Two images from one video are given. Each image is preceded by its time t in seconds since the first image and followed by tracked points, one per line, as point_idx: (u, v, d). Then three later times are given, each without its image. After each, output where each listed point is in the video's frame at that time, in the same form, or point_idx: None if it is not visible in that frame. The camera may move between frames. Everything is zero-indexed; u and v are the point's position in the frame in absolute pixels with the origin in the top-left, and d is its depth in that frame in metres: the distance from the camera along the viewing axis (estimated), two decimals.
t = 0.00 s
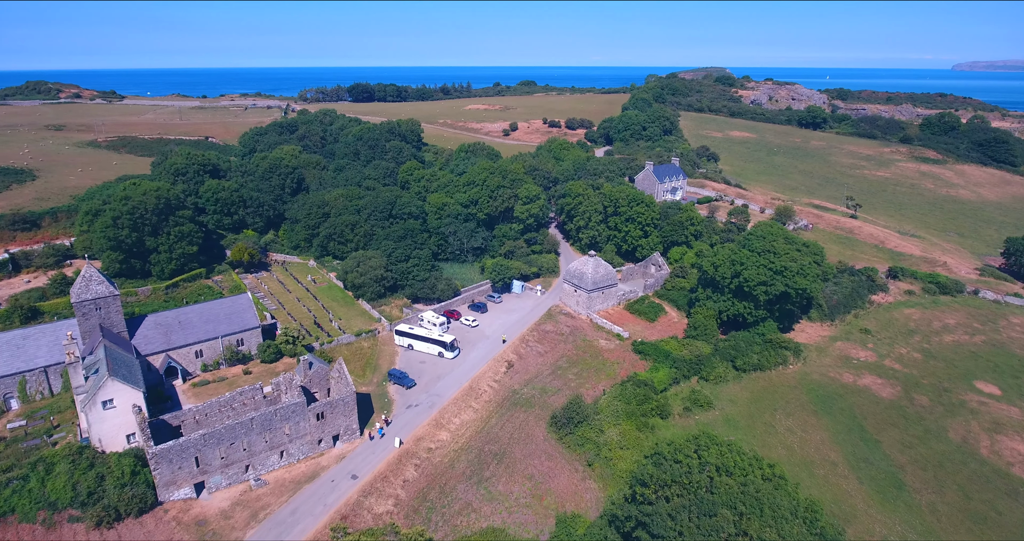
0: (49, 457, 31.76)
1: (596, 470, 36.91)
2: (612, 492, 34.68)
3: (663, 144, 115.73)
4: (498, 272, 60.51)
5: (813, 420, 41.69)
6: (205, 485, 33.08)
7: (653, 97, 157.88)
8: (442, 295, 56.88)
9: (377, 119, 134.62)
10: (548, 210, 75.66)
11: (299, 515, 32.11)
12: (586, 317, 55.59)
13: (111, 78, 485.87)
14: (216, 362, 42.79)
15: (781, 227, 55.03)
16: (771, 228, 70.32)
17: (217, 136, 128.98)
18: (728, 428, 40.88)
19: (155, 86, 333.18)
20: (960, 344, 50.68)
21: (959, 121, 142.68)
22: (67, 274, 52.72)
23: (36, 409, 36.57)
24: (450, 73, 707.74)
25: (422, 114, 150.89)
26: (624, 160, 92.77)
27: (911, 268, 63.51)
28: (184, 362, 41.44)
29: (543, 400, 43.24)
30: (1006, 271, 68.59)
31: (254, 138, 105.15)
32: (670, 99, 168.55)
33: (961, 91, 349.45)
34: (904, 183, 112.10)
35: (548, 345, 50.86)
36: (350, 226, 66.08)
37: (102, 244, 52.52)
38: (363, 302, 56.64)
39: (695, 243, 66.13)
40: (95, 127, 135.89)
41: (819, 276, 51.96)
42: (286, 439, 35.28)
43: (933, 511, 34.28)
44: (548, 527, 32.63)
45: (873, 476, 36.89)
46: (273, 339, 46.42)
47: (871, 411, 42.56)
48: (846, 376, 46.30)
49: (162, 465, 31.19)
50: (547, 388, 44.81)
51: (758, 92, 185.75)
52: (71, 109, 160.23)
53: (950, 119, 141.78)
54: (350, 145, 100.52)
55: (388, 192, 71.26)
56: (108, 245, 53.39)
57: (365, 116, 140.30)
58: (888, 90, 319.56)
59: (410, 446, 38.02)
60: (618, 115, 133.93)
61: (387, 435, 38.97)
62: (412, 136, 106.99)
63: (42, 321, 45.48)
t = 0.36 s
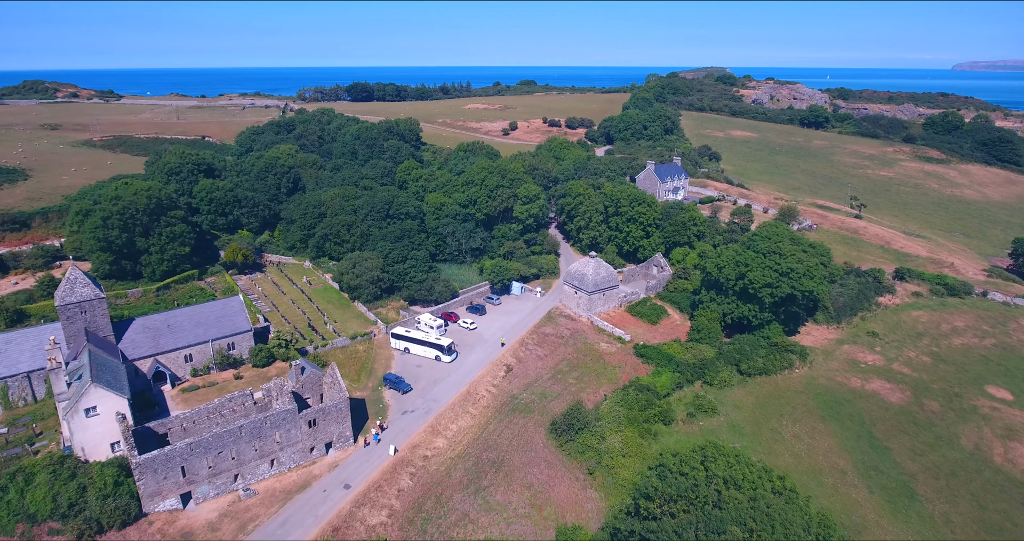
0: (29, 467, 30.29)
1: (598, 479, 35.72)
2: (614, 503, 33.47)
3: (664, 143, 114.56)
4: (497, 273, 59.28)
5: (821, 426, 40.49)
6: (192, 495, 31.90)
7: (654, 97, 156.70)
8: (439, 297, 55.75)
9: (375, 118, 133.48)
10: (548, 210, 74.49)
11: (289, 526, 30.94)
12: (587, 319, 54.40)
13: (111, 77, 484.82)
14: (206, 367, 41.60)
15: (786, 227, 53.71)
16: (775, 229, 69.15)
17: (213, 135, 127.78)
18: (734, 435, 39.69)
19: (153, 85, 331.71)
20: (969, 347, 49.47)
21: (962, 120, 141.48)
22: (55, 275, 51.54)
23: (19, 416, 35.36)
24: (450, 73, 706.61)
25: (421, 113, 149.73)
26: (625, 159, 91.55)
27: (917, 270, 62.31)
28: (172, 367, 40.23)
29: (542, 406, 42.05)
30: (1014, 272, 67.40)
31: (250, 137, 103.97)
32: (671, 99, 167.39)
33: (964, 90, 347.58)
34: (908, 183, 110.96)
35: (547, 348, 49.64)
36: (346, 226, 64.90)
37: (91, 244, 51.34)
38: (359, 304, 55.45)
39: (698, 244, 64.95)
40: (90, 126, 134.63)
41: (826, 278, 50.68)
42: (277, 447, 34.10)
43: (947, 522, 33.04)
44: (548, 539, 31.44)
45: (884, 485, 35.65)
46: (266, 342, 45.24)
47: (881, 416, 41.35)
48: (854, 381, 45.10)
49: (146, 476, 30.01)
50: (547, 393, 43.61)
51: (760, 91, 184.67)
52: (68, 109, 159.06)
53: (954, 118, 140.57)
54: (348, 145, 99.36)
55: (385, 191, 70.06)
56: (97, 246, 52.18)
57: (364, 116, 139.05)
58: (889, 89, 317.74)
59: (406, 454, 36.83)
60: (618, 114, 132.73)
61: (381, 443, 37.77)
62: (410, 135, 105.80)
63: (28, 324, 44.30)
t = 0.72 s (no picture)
0: None
1: (596, 489, 34.39)
2: (613, 515, 32.16)
3: (662, 143, 113.39)
4: (492, 275, 57.91)
5: (826, 433, 39.27)
6: (172, 510, 30.52)
7: (651, 95, 155.60)
8: (433, 300, 54.46)
9: (370, 117, 131.98)
10: (544, 211, 73.18)
11: None
12: (584, 322, 53.10)
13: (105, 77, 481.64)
14: (190, 373, 40.16)
15: (788, 227, 52.42)
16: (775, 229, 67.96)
17: (206, 135, 126.08)
18: (736, 442, 38.44)
19: (147, 85, 329.18)
20: (975, 350, 48.30)
21: (961, 119, 140.66)
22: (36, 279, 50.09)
23: None
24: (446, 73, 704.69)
25: (416, 113, 148.28)
26: (622, 158, 90.32)
27: (921, 270, 61.16)
28: (155, 374, 38.79)
29: (538, 412, 40.74)
30: (1018, 272, 66.35)
31: (242, 136, 102.36)
32: (668, 97, 166.24)
33: (962, 90, 347.03)
34: (907, 182, 110.02)
35: (544, 352, 48.30)
36: (338, 227, 63.51)
37: (73, 246, 49.77)
38: (350, 308, 54.04)
39: (697, 244, 63.70)
40: (81, 126, 132.74)
41: (830, 279, 49.38)
42: (261, 458, 32.73)
43: (959, 533, 31.77)
44: None
45: (892, 494, 34.34)
46: (253, 348, 43.81)
47: (887, 422, 40.14)
48: (858, 385, 43.88)
49: (122, 490, 28.61)
50: (543, 399, 42.29)
51: (757, 90, 183.63)
52: (59, 108, 157.19)
53: (952, 117, 139.77)
54: (341, 144, 97.89)
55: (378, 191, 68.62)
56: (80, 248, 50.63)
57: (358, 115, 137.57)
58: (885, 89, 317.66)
59: (396, 464, 35.45)
60: (615, 114, 131.48)
61: (371, 452, 36.40)
62: (405, 134, 104.35)
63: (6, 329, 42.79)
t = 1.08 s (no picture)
0: None
1: (595, 501, 33.07)
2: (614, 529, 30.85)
3: (660, 142, 112.17)
4: (488, 277, 56.58)
5: (832, 441, 38.02)
6: (151, 526, 29.05)
7: (649, 95, 154.45)
8: (427, 303, 53.12)
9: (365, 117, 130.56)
10: (541, 211, 71.85)
11: None
12: (582, 325, 51.80)
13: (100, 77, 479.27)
14: (174, 381, 38.74)
15: (792, 228, 51.18)
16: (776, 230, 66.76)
17: (198, 134, 124.47)
18: (740, 451, 37.17)
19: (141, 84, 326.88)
20: (984, 354, 47.08)
21: (960, 118, 139.83)
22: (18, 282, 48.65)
23: None
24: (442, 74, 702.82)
25: (412, 112, 146.84)
26: (620, 158, 89.06)
27: (925, 272, 60.00)
28: (137, 382, 37.38)
29: (535, 420, 39.38)
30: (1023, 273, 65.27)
31: (235, 136, 100.82)
32: (666, 97, 165.10)
33: (959, 91, 346.86)
34: (907, 182, 109.06)
35: (541, 357, 46.93)
36: (331, 228, 62.12)
37: (56, 249, 48.25)
38: (343, 311, 52.62)
39: (698, 246, 62.43)
40: (72, 126, 131.03)
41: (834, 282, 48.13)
42: (246, 470, 31.33)
43: None
44: None
45: (902, 505, 33.07)
46: (240, 353, 42.36)
47: (895, 430, 38.91)
48: (865, 391, 42.64)
49: (98, 506, 27.09)
50: (541, 405, 40.96)
51: (755, 90, 182.53)
52: (50, 108, 155.33)
53: (952, 116, 138.94)
54: (335, 143, 96.44)
55: (372, 191, 67.22)
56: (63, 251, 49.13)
57: (354, 114, 136.21)
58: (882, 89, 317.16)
59: (388, 476, 34.07)
60: (613, 113, 130.34)
61: (362, 463, 35.00)
62: (400, 134, 102.96)
63: None
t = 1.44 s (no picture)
0: None
1: (597, 512, 31.89)
2: None
3: (661, 141, 110.95)
4: (486, 279, 55.41)
5: (840, 448, 36.87)
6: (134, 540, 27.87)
7: (649, 94, 153.25)
8: (424, 305, 51.95)
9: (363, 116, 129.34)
10: (541, 212, 70.67)
11: None
12: (582, 328, 50.63)
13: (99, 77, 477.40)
14: (162, 387, 37.53)
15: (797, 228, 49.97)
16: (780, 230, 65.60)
17: (194, 134, 123.19)
18: (746, 459, 36.01)
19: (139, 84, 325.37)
20: (994, 358, 45.87)
21: (963, 117, 138.67)
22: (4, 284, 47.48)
23: None
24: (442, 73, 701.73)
25: (411, 112, 145.60)
26: (621, 157, 87.85)
27: (933, 273, 58.82)
28: (123, 388, 36.15)
29: (534, 427, 38.21)
30: None
31: (231, 136, 99.59)
32: (667, 96, 163.90)
33: (960, 90, 345.08)
34: (911, 181, 107.95)
35: (541, 361, 45.74)
36: (327, 229, 60.97)
37: (44, 250, 47.07)
38: (337, 314, 51.45)
39: (700, 246, 61.26)
40: (67, 126, 129.74)
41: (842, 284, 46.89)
42: (234, 481, 30.17)
43: None
44: None
45: (915, 516, 31.83)
46: (231, 358, 41.13)
47: (905, 437, 37.75)
48: (873, 396, 41.48)
49: (77, 520, 25.92)
50: (540, 412, 39.78)
51: (756, 89, 181.29)
52: (46, 107, 154.01)
53: (955, 115, 137.81)
54: (332, 143, 95.24)
55: (369, 191, 66.04)
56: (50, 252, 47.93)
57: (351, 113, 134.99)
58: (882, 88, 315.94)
59: (381, 486, 32.89)
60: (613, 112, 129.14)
61: (354, 472, 33.81)
62: (398, 133, 101.74)
63: None
